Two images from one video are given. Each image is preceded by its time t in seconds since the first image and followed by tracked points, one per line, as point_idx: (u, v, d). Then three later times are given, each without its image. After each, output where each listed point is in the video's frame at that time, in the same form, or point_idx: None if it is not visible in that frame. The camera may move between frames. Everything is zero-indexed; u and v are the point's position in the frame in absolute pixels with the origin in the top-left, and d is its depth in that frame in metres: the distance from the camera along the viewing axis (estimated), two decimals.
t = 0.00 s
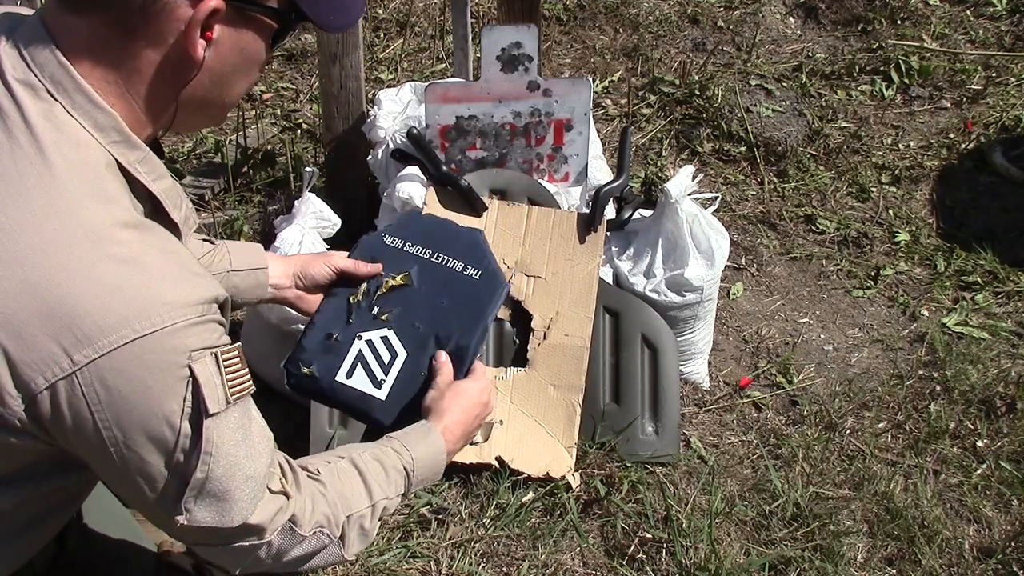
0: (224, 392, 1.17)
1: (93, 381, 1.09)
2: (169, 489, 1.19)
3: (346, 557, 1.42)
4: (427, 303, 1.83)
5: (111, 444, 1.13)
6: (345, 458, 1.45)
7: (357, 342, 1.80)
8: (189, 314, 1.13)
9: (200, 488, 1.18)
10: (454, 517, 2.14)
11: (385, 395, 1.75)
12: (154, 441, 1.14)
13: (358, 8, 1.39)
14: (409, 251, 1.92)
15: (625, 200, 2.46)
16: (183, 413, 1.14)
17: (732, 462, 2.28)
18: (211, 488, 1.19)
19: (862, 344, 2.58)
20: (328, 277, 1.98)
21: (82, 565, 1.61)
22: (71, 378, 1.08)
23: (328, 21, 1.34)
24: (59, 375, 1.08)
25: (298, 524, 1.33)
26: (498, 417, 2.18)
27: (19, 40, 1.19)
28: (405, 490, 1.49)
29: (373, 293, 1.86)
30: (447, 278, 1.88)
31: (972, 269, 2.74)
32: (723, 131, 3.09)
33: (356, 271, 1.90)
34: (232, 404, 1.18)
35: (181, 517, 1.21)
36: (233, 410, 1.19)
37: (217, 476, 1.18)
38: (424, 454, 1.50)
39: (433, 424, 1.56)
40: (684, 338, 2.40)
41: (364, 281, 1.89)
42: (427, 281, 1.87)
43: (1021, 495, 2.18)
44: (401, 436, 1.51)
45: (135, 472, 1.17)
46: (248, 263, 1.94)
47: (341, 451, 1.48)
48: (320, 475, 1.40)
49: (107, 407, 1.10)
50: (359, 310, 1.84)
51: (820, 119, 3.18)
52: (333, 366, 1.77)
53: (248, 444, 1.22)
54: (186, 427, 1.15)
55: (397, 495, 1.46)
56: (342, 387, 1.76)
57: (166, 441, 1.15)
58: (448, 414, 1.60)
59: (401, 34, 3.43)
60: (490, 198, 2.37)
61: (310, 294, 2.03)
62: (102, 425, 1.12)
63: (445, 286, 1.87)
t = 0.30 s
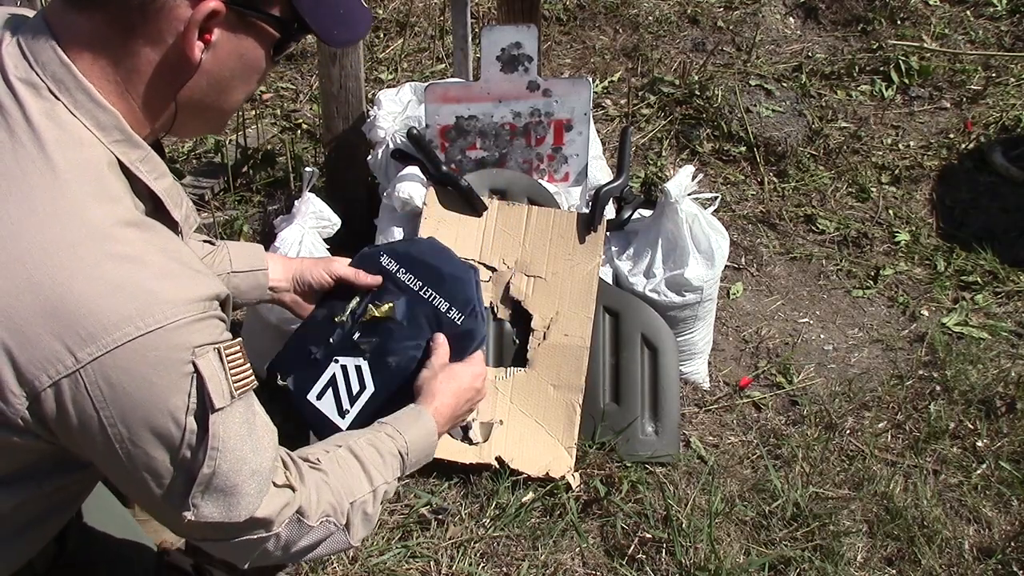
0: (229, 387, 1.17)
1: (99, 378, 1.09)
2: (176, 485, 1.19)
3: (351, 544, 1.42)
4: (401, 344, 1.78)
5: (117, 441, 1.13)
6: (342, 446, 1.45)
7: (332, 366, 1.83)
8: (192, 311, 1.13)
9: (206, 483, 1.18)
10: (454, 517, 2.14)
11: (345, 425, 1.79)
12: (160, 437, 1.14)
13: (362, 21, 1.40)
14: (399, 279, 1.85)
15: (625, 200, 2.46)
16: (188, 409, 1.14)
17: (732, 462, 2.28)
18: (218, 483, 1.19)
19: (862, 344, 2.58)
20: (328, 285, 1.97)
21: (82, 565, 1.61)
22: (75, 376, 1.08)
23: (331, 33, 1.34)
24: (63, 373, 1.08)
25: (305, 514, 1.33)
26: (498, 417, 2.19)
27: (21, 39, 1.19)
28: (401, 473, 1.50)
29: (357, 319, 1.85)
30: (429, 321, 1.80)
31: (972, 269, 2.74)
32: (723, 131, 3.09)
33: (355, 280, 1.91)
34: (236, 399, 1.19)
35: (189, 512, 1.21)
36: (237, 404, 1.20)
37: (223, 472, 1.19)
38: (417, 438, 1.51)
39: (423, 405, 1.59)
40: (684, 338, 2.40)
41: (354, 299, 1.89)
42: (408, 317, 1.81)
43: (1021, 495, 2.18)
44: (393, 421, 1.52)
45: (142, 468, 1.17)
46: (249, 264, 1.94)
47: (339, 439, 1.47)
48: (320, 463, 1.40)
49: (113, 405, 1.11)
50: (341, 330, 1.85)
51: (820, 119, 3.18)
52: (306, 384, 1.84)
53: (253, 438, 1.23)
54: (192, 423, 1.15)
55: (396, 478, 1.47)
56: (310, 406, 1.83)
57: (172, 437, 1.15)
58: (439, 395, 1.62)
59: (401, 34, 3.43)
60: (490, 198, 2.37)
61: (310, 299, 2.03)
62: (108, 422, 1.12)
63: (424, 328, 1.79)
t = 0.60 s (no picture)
0: (234, 381, 1.17)
1: (103, 375, 1.09)
2: (181, 480, 1.20)
3: (356, 534, 1.43)
4: (393, 350, 1.77)
5: (123, 436, 1.14)
6: (349, 436, 1.45)
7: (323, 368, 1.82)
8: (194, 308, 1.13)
9: (212, 476, 1.18)
10: (454, 517, 2.14)
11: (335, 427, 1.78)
12: (166, 432, 1.14)
13: (372, 36, 1.41)
14: (397, 285, 1.86)
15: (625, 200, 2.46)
16: (193, 405, 1.14)
17: (732, 462, 2.28)
18: (223, 476, 1.19)
19: (862, 344, 2.58)
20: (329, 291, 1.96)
21: (82, 564, 1.61)
22: (80, 373, 1.08)
23: (338, 45, 1.36)
24: (67, 370, 1.08)
25: (311, 504, 1.33)
26: (498, 417, 2.19)
27: (25, 38, 1.19)
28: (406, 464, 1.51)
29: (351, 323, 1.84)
30: (423, 326, 1.80)
31: (972, 269, 2.74)
32: (723, 131, 3.09)
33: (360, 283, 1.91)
34: (240, 393, 1.19)
35: (194, 505, 1.21)
36: (241, 398, 1.20)
37: (229, 465, 1.19)
38: (424, 429, 1.51)
39: (430, 398, 1.60)
40: (684, 338, 2.40)
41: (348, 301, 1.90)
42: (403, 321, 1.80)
43: (1021, 495, 2.18)
44: (400, 413, 1.52)
45: (147, 463, 1.17)
46: (250, 264, 1.94)
47: (344, 430, 1.47)
48: (326, 453, 1.40)
49: (117, 401, 1.11)
50: (335, 334, 1.84)
51: (820, 119, 3.18)
52: (298, 386, 1.83)
53: (258, 432, 1.23)
54: (197, 418, 1.15)
55: (402, 470, 1.48)
56: (299, 409, 1.81)
57: (177, 432, 1.15)
58: (446, 388, 1.63)
59: (401, 35, 3.44)
60: (490, 198, 2.37)
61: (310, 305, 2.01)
62: (113, 418, 1.12)
63: (418, 334, 1.78)
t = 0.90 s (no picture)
0: (232, 375, 1.17)
1: (100, 369, 1.09)
2: (180, 474, 1.19)
3: (358, 527, 1.43)
4: (392, 345, 1.81)
5: (121, 431, 1.13)
6: (348, 431, 1.45)
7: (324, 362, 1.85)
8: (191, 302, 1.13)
9: (211, 471, 1.18)
10: (454, 517, 2.14)
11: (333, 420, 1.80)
12: (164, 427, 1.14)
13: (375, 41, 1.42)
14: (397, 280, 1.89)
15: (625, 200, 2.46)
16: (191, 399, 1.14)
17: (732, 462, 2.28)
18: (222, 471, 1.19)
19: (862, 344, 2.58)
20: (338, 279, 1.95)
21: (82, 563, 1.61)
22: (78, 367, 1.08)
23: (337, 52, 1.37)
24: (64, 365, 1.08)
25: (313, 497, 1.33)
26: (498, 417, 2.19)
27: (20, 33, 1.19)
28: (406, 459, 1.51)
29: (351, 316, 1.87)
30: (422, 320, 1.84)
31: (972, 269, 2.74)
32: (723, 131, 3.09)
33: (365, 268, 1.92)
34: (240, 386, 1.18)
35: (194, 500, 1.21)
36: (240, 391, 1.19)
37: (228, 460, 1.19)
38: (424, 424, 1.51)
39: (426, 392, 1.59)
40: (684, 338, 2.40)
41: (344, 294, 1.91)
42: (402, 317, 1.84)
43: (1021, 495, 2.18)
44: (399, 408, 1.52)
45: (146, 457, 1.17)
46: (251, 259, 1.91)
47: (343, 424, 1.48)
48: (326, 446, 1.41)
49: (115, 396, 1.10)
50: (335, 328, 1.88)
51: (820, 119, 3.18)
52: (297, 379, 1.85)
53: (257, 427, 1.23)
54: (195, 412, 1.15)
55: (402, 464, 1.48)
56: (298, 401, 1.83)
57: (176, 426, 1.15)
58: (442, 382, 1.63)
59: (401, 35, 3.43)
60: (490, 198, 2.37)
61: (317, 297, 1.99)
62: (111, 413, 1.12)
63: (416, 329, 1.82)
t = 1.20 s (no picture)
0: (218, 369, 1.17)
1: (84, 364, 1.09)
2: (168, 471, 1.19)
3: (354, 528, 1.43)
4: (399, 344, 1.77)
5: (107, 427, 1.13)
6: (347, 432, 1.45)
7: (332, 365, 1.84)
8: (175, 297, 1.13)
9: (199, 467, 1.18)
10: (454, 517, 2.14)
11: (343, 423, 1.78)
12: (152, 422, 1.14)
13: (365, 36, 1.40)
14: (403, 281, 1.88)
15: (625, 200, 2.46)
16: (177, 394, 1.14)
17: (732, 462, 2.28)
18: (211, 467, 1.19)
19: (862, 344, 2.58)
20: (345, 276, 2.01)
21: (81, 562, 1.61)
22: (62, 362, 1.08)
23: (323, 43, 1.35)
24: (48, 360, 1.08)
25: (308, 497, 1.33)
26: (498, 417, 2.19)
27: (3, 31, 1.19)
28: (405, 463, 1.50)
29: (358, 319, 1.86)
30: (428, 321, 1.80)
31: (972, 269, 2.74)
32: (723, 131, 3.09)
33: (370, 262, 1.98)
34: (227, 382, 1.19)
35: (182, 497, 1.21)
36: (229, 387, 1.20)
37: (216, 456, 1.19)
38: (423, 429, 1.51)
39: (428, 398, 1.59)
40: (684, 338, 2.39)
41: (348, 295, 1.91)
42: (409, 318, 1.81)
43: (1021, 495, 2.18)
44: (398, 412, 1.52)
45: (133, 454, 1.17)
46: (256, 262, 1.94)
47: (343, 426, 1.48)
48: (324, 447, 1.41)
49: (100, 391, 1.10)
50: (341, 330, 1.86)
51: (820, 119, 3.18)
52: (307, 383, 1.84)
53: (246, 423, 1.23)
54: (182, 408, 1.15)
55: (400, 467, 1.47)
56: (308, 405, 1.82)
57: (163, 422, 1.15)
58: (444, 388, 1.62)
59: (401, 35, 3.43)
60: (490, 198, 2.37)
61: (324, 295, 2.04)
62: (97, 409, 1.12)
63: (422, 328, 1.78)
